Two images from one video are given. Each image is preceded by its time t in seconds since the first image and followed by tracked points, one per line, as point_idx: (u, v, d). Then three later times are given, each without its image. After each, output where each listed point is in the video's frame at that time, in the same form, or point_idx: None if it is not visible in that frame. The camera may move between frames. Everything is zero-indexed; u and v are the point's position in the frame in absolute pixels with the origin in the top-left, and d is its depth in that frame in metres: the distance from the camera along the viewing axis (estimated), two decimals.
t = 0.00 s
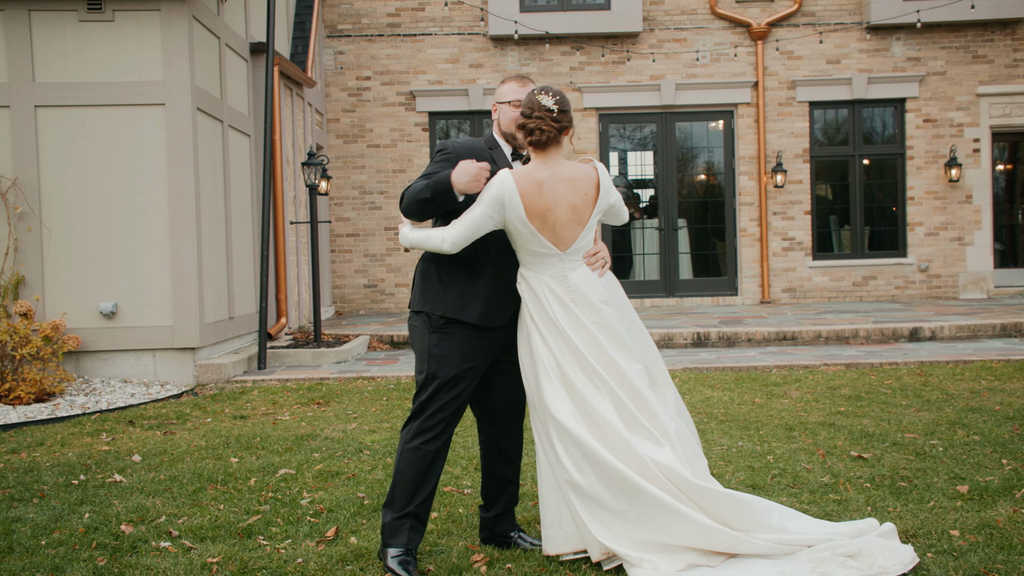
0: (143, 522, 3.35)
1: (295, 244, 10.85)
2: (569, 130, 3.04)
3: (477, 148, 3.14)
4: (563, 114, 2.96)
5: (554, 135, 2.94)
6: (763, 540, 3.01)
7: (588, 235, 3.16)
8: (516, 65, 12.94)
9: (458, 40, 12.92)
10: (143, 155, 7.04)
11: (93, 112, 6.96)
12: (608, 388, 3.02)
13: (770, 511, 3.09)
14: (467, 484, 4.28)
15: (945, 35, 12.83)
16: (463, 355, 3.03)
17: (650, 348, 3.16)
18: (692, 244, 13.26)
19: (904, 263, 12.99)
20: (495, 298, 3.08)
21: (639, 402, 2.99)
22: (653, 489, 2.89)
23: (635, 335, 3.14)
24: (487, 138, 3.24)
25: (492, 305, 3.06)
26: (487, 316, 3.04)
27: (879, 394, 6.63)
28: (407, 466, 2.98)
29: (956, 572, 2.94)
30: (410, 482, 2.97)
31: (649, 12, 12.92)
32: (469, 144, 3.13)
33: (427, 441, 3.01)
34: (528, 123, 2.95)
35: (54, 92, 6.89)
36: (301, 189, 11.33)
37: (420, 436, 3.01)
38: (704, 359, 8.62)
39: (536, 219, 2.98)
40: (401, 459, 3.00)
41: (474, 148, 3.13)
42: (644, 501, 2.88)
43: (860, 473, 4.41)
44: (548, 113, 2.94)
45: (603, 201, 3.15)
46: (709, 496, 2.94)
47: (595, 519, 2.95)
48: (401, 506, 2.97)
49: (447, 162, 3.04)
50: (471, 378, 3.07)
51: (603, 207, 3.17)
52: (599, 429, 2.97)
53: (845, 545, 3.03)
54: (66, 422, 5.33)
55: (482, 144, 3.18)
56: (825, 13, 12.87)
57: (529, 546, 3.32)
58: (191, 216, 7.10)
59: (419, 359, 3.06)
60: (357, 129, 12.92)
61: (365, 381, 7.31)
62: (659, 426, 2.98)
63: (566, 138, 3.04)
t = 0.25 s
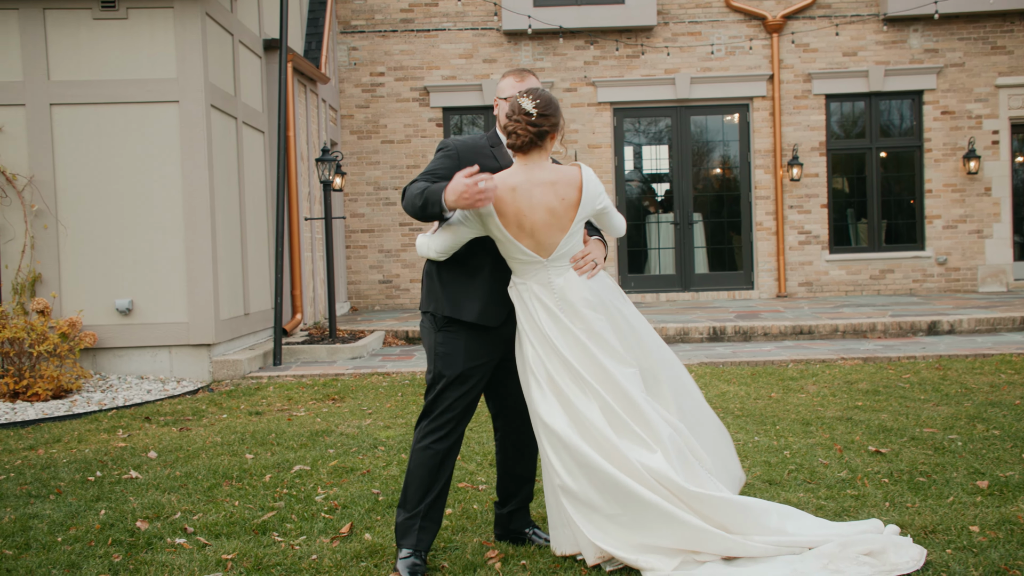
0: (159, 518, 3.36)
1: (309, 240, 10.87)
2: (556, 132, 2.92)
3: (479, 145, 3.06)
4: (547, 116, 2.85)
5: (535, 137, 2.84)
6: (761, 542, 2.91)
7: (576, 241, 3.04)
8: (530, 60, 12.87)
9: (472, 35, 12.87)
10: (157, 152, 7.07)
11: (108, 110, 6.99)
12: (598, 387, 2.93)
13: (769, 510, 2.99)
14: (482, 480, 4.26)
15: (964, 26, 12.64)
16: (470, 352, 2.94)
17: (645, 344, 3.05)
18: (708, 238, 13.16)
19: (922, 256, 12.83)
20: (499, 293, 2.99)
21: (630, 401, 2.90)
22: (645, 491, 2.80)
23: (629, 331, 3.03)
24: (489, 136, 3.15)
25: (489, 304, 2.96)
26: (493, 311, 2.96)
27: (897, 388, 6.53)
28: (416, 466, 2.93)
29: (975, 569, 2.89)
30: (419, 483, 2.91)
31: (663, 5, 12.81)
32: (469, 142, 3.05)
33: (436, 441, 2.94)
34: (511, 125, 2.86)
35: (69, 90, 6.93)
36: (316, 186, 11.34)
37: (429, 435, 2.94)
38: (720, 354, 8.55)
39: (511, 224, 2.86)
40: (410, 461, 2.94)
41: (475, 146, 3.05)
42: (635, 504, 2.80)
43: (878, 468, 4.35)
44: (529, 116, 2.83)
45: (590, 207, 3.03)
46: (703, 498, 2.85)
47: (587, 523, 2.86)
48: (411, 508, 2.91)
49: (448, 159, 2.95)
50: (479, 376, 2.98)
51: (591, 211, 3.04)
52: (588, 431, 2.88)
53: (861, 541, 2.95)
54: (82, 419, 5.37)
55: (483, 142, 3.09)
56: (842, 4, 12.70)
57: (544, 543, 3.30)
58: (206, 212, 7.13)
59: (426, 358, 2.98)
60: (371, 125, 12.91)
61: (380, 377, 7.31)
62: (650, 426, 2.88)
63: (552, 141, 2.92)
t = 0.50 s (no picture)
0: (170, 517, 3.36)
1: (322, 238, 10.88)
2: (533, 142, 2.77)
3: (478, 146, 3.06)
4: (520, 125, 2.71)
5: (505, 149, 2.72)
6: (759, 547, 2.79)
7: (554, 255, 2.85)
8: (543, 57, 12.83)
9: (485, 33, 12.84)
10: (170, 149, 7.09)
11: (121, 108, 7.02)
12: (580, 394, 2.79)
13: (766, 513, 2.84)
14: (492, 479, 4.23)
15: (981, 22, 12.50)
16: (472, 357, 2.89)
17: (633, 341, 2.87)
18: (721, 236, 13.07)
19: (937, 255, 12.69)
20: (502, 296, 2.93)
21: (611, 411, 2.74)
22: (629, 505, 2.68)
23: (616, 329, 2.86)
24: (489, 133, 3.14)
25: (487, 309, 2.89)
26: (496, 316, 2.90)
27: (911, 388, 6.45)
28: (421, 474, 2.88)
29: (990, 572, 2.88)
30: (424, 491, 2.87)
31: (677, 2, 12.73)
32: (467, 142, 3.05)
33: (441, 448, 2.89)
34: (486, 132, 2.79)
35: (83, 88, 6.97)
36: (328, 183, 11.36)
37: (433, 442, 2.89)
38: (732, 353, 8.48)
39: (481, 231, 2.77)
40: (415, 469, 2.90)
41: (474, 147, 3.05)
42: (619, 518, 2.68)
43: (892, 469, 4.29)
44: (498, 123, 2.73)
45: (565, 220, 2.80)
46: (691, 508, 2.70)
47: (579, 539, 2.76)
48: (416, 516, 2.88)
49: (446, 164, 2.97)
50: (483, 382, 2.92)
51: (566, 223, 2.81)
52: (569, 441, 2.75)
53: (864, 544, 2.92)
54: (95, 416, 5.39)
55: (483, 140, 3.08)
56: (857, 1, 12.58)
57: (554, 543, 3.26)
58: (218, 209, 7.15)
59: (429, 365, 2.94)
60: (384, 122, 12.91)
61: (391, 375, 7.31)
62: (633, 437, 2.73)
63: (529, 150, 2.78)
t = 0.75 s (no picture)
0: (182, 516, 3.37)
1: (335, 237, 10.90)
2: (500, 158, 2.68)
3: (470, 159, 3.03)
4: (482, 143, 2.64)
5: (468, 167, 2.66)
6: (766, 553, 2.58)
7: (526, 273, 2.72)
8: (556, 57, 12.78)
9: (498, 32, 12.81)
10: (183, 149, 7.12)
11: (136, 108, 7.06)
12: (565, 400, 2.66)
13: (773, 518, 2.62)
14: (504, 480, 4.21)
15: (998, 20, 12.36)
16: (475, 362, 2.86)
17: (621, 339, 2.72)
18: (735, 236, 12.98)
19: (953, 255, 12.55)
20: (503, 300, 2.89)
21: (593, 418, 2.59)
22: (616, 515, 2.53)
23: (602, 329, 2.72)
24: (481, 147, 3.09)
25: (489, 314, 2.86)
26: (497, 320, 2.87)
27: (927, 389, 6.37)
28: (428, 480, 2.86)
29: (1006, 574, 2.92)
30: (430, 497, 2.85)
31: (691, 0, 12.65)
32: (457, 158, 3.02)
33: (446, 454, 2.86)
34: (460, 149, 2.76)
35: (98, 88, 7.00)
36: (341, 183, 11.37)
37: (440, 449, 2.86)
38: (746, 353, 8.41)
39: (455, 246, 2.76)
40: (421, 475, 2.88)
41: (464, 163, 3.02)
42: (607, 530, 2.55)
43: (907, 471, 4.23)
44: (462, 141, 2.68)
45: (530, 241, 2.65)
46: (683, 517, 2.52)
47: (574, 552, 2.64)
48: (423, 522, 2.86)
49: (437, 185, 2.96)
50: (488, 389, 2.89)
51: (532, 242, 2.66)
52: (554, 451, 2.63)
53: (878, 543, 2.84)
54: (109, 415, 5.42)
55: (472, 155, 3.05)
56: None
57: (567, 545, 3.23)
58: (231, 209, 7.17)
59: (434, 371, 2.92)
60: (397, 122, 12.90)
61: (403, 375, 7.30)
62: (616, 445, 2.57)
63: (498, 166, 2.69)
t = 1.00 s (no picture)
0: (189, 516, 3.36)
1: (343, 236, 10.90)
2: (465, 179, 2.68)
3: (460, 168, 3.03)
4: (445, 165, 2.65)
5: (434, 188, 2.68)
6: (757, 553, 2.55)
7: (498, 296, 2.71)
8: (565, 56, 12.75)
9: (507, 32, 12.79)
10: (192, 148, 7.13)
11: (145, 107, 7.08)
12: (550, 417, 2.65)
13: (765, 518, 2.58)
14: (512, 481, 4.19)
15: (1009, 20, 12.27)
16: (476, 361, 2.85)
17: (602, 347, 2.68)
18: (743, 236, 12.92)
19: (963, 255, 12.46)
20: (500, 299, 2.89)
21: (574, 435, 2.58)
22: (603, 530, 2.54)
23: (582, 339, 2.68)
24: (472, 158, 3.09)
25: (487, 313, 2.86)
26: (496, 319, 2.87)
27: (937, 390, 6.31)
28: (432, 481, 2.85)
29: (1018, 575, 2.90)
30: (436, 498, 2.84)
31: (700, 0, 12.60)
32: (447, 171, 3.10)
33: (451, 455, 2.86)
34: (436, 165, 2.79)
35: (107, 87, 7.03)
36: (349, 182, 11.38)
37: (445, 450, 2.86)
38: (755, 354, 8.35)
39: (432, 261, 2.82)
40: (425, 476, 2.88)
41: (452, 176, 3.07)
42: (598, 544, 2.56)
43: (917, 472, 4.18)
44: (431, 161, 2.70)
45: (496, 261, 2.62)
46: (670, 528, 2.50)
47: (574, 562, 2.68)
48: (429, 523, 2.85)
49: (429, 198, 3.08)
50: (490, 388, 2.89)
51: (497, 268, 2.62)
52: (541, 469, 2.65)
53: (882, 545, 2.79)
54: (118, 414, 5.44)
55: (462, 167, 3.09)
56: None
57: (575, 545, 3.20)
58: (239, 207, 7.18)
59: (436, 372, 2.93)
60: (406, 122, 12.89)
61: (412, 374, 7.29)
62: (598, 461, 2.55)
63: (464, 188, 2.70)
